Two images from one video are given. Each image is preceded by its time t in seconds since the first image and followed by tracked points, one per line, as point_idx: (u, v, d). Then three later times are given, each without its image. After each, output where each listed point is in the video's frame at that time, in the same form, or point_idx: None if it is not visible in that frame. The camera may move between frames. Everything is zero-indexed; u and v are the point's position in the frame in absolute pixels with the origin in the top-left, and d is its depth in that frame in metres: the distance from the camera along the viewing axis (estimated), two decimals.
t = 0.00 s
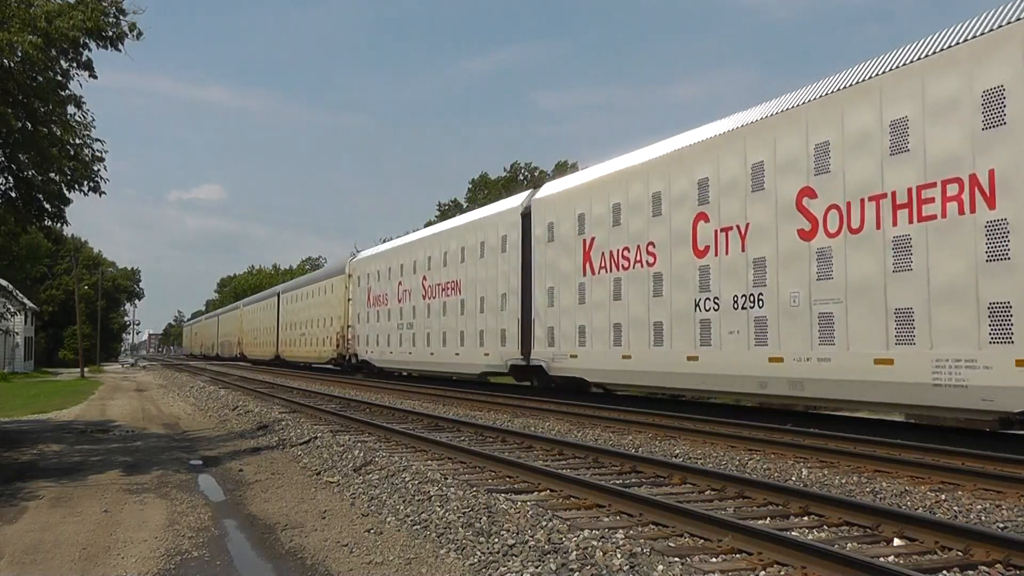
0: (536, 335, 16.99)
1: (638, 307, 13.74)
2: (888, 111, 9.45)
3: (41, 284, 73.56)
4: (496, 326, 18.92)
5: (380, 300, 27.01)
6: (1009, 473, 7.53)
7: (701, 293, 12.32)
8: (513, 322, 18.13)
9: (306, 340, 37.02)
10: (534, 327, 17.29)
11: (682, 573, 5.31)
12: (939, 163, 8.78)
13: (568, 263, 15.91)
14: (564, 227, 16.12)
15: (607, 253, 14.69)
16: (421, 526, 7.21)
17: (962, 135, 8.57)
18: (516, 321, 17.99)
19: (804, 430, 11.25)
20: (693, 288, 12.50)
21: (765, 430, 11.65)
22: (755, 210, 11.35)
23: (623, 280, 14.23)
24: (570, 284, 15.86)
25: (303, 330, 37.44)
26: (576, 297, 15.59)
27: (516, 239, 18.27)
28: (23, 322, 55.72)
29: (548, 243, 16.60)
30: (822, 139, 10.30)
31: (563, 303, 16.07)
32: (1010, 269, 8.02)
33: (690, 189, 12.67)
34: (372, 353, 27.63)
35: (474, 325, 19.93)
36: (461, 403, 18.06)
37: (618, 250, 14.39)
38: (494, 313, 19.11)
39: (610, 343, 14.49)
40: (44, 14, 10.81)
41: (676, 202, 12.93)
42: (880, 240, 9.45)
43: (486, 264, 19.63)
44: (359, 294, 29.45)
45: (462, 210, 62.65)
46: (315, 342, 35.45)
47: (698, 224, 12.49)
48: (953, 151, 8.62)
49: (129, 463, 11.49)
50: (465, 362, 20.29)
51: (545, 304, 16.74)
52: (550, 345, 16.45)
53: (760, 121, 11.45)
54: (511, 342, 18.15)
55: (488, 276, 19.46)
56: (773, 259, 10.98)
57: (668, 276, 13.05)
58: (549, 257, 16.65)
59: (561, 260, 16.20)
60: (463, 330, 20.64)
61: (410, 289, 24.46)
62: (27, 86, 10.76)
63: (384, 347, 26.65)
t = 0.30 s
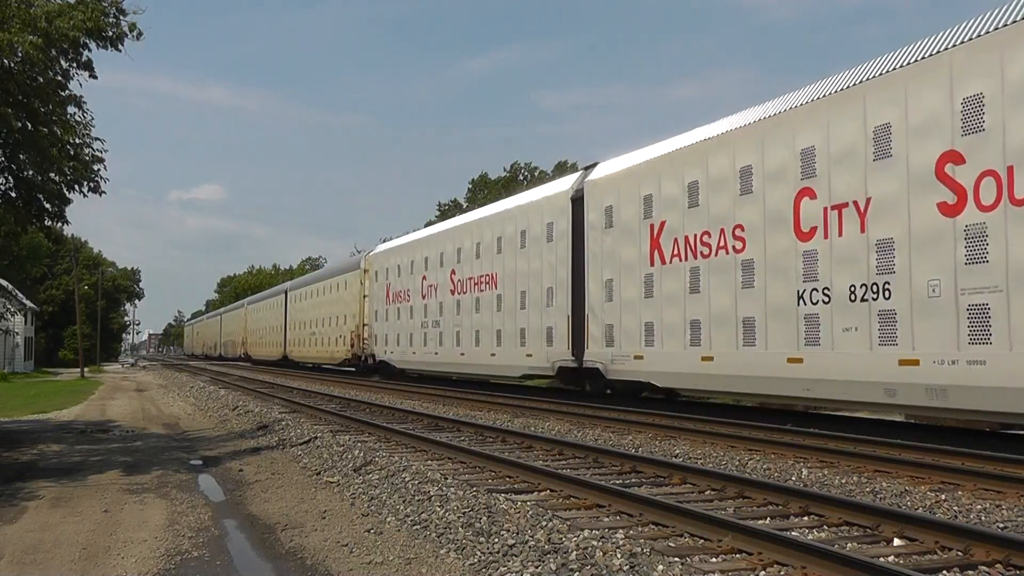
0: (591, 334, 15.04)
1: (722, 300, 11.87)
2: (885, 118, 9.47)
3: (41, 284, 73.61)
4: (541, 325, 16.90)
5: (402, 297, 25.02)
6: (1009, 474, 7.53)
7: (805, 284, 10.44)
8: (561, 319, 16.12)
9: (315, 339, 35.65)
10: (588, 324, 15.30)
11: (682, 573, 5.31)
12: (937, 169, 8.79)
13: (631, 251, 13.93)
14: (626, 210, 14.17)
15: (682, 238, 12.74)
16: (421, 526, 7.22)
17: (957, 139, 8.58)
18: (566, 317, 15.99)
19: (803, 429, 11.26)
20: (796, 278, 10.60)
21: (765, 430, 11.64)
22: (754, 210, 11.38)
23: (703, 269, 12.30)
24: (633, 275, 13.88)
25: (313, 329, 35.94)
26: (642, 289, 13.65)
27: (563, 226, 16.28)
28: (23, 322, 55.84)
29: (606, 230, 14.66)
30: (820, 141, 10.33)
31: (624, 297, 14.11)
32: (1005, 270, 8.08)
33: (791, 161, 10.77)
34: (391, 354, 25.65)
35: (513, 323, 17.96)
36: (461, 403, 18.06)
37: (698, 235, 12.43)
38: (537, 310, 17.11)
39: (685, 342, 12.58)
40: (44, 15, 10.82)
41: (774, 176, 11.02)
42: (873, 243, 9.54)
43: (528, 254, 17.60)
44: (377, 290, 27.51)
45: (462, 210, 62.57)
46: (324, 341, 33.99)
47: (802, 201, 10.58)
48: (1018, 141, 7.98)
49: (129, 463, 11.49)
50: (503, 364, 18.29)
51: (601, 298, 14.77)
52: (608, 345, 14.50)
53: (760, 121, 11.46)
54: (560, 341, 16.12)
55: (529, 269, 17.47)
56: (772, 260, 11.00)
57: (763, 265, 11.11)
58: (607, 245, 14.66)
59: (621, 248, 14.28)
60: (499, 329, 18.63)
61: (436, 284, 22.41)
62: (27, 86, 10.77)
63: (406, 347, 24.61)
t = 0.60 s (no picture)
0: (660, 331, 13.30)
1: (832, 291, 10.10)
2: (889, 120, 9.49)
3: (41, 284, 73.62)
4: (597, 323, 15.18)
5: (429, 293, 23.30)
6: (1009, 474, 7.52)
7: (946, 270, 8.68)
8: (624, 315, 14.38)
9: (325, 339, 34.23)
10: (655, 320, 13.58)
11: (682, 573, 5.31)
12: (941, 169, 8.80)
13: (683, 241, 12.83)
14: (704, 189, 12.49)
15: (780, 219, 11.00)
16: (421, 526, 7.22)
17: (958, 139, 8.60)
18: (629, 312, 14.26)
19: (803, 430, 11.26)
20: (935, 264, 8.83)
21: (765, 430, 11.64)
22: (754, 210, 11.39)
23: (806, 255, 10.52)
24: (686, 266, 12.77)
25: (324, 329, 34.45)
26: (726, 279, 11.92)
27: (624, 210, 14.60)
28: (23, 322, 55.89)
29: (679, 212, 12.90)
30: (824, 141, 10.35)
31: (702, 288, 12.41)
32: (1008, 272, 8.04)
33: (925, 121, 9.00)
34: (415, 355, 24.04)
35: (562, 320, 16.22)
36: (460, 403, 18.05)
37: (800, 214, 10.66)
38: (593, 305, 15.40)
39: (783, 341, 10.82)
40: (44, 15, 10.83)
41: (901, 141, 9.27)
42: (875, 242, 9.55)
43: (563, 246, 16.48)
44: (399, 286, 25.86)
45: (462, 210, 62.52)
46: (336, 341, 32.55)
47: (941, 167, 8.77)
48: None
49: (129, 463, 11.49)
50: (552, 366, 16.56)
51: (674, 291, 13.04)
52: (682, 345, 12.78)
53: (761, 122, 11.50)
54: (622, 340, 14.40)
55: (583, 259, 15.74)
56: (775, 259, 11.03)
57: (888, 248, 9.37)
58: (680, 229, 12.94)
59: (699, 233, 12.53)
60: (547, 327, 16.90)
61: (470, 278, 20.63)
62: (27, 86, 10.77)
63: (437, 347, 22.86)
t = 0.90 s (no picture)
0: (750, 329, 11.53)
1: (985, 275, 8.40)
2: (892, 123, 9.54)
3: (41, 284, 73.61)
4: (667, 321, 13.31)
5: (458, 288, 21.35)
6: (1009, 474, 7.52)
7: None
8: (704, 310, 12.47)
9: (337, 338, 32.61)
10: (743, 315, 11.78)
11: (682, 572, 5.31)
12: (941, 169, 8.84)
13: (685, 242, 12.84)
14: (807, 162, 10.74)
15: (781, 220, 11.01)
16: (421, 526, 7.21)
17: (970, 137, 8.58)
18: (711, 308, 12.34)
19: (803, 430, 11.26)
20: None
21: (765, 430, 11.63)
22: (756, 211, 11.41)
23: (897, 243, 9.33)
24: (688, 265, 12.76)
25: (336, 326, 32.76)
26: (839, 265, 10.13)
27: (704, 189, 12.66)
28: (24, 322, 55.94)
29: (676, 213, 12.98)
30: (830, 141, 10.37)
31: (806, 278, 10.65)
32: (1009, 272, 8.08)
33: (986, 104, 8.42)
34: (442, 356, 22.11)
35: (624, 319, 14.30)
36: (460, 403, 18.05)
37: (941, 185, 8.86)
38: (662, 300, 13.52)
39: (918, 341, 9.06)
40: (44, 15, 10.82)
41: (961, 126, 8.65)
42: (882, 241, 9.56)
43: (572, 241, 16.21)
44: (423, 280, 23.84)
45: (462, 210, 62.39)
46: (349, 340, 30.82)
47: None
48: None
49: (129, 463, 11.49)
50: (611, 369, 14.66)
51: (771, 283, 11.23)
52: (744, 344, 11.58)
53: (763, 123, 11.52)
54: (701, 339, 12.51)
55: (650, 248, 13.83)
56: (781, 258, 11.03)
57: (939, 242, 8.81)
58: (778, 208, 11.17)
59: (801, 213, 10.78)
60: (604, 325, 14.99)
61: (507, 272, 18.69)
62: (27, 86, 10.76)
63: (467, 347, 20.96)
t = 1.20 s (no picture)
0: (870, 324, 9.69)
1: None
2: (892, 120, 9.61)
3: (42, 284, 73.63)
4: (761, 316, 11.46)
5: (493, 282, 19.36)
6: (1009, 474, 7.52)
7: None
8: (811, 304, 10.62)
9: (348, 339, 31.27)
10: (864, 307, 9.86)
11: (682, 573, 5.31)
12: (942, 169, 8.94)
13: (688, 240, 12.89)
14: (950, 121, 8.88)
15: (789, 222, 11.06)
16: (421, 526, 7.21)
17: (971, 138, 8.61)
18: (820, 301, 10.50)
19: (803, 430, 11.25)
20: None
21: (765, 430, 11.64)
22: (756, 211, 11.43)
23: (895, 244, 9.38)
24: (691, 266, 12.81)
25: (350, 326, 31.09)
26: (997, 247, 8.31)
27: (808, 160, 10.81)
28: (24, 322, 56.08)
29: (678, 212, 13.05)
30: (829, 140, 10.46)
31: (949, 262, 8.83)
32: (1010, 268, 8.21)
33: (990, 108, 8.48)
34: (473, 357, 20.22)
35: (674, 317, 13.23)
36: (460, 403, 18.05)
37: None
38: (751, 293, 11.71)
39: None
40: (44, 15, 10.82)
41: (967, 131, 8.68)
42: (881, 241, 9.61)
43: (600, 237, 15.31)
44: (452, 274, 21.87)
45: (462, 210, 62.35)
46: (364, 340, 29.15)
47: None
48: None
49: (129, 463, 11.49)
50: (687, 373, 12.79)
51: (901, 270, 9.38)
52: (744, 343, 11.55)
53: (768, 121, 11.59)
54: (807, 338, 10.66)
55: (735, 232, 12.01)
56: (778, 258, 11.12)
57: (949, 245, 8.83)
58: (909, 178, 9.31)
59: (941, 183, 8.94)
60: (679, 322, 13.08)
61: (553, 263, 16.79)
62: (27, 86, 10.75)
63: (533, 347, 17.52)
